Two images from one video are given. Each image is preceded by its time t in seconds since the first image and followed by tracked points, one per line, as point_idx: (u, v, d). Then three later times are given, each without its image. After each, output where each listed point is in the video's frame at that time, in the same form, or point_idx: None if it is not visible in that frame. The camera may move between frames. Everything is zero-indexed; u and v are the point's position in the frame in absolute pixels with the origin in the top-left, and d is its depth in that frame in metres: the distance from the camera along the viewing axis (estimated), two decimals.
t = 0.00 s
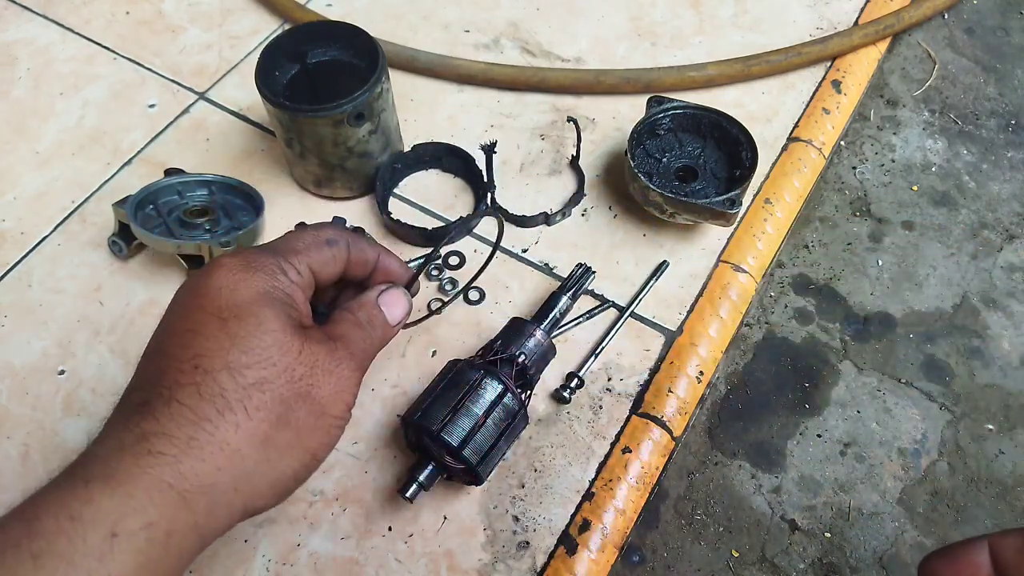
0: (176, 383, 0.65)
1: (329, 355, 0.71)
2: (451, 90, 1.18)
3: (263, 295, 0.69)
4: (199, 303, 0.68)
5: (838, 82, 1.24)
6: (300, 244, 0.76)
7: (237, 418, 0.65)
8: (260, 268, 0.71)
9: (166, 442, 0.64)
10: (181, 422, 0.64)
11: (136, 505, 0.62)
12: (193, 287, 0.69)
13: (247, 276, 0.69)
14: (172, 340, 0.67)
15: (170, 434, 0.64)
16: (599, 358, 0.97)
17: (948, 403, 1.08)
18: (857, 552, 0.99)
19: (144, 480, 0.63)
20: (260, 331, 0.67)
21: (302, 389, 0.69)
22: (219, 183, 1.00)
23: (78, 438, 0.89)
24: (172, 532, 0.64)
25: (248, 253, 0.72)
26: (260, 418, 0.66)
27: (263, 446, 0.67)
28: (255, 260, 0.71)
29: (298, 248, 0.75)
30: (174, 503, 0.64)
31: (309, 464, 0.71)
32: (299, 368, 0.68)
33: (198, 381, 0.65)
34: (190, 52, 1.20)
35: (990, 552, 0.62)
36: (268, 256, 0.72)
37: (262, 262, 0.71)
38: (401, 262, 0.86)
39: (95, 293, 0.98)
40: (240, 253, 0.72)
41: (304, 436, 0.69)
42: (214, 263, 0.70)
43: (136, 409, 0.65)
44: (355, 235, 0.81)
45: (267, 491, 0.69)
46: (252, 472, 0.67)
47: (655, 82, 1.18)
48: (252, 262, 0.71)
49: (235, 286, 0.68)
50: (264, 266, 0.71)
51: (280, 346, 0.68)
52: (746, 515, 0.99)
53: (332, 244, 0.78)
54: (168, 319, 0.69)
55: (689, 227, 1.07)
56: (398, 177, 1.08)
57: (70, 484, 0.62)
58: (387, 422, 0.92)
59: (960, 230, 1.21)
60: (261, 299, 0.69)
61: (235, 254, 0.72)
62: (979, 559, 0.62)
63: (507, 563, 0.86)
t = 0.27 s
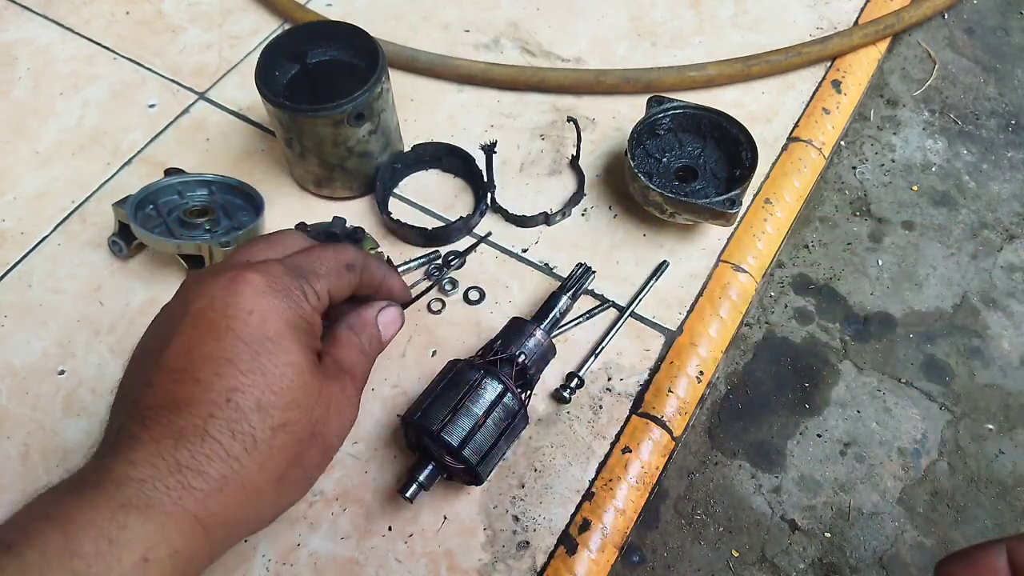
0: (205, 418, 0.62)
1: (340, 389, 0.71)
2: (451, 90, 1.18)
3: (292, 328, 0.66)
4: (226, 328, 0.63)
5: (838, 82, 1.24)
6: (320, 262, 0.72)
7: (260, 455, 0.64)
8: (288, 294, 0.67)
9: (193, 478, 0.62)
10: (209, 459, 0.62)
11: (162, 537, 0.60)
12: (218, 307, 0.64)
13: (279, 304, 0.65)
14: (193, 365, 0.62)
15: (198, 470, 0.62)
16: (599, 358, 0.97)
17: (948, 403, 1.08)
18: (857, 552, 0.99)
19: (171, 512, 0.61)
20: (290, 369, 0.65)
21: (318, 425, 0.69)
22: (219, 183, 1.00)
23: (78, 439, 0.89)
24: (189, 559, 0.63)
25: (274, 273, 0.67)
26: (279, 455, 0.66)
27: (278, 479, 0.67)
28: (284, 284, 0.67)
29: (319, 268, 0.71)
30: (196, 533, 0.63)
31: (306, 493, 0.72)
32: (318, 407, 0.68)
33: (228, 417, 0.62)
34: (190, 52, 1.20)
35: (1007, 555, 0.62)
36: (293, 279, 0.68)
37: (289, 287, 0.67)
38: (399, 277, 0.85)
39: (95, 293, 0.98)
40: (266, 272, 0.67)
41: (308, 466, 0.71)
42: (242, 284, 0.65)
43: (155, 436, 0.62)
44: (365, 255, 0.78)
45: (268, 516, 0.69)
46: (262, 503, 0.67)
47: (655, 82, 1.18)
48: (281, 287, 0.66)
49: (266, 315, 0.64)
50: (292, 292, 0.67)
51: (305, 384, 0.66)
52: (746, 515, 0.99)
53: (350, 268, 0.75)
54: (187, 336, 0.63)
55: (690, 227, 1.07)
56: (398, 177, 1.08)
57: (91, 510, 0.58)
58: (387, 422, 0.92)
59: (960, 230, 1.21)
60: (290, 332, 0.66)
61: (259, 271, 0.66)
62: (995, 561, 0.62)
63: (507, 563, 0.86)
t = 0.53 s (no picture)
0: (218, 472, 0.60)
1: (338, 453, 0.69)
2: (451, 90, 1.18)
3: (307, 391, 0.65)
4: (246, 385, 0.62)
5: (838, 82, 1.24)
6: (332, 324, 0.71)
7: (263, 514, 0.62)
8: (304, 357, 0.66)
9: (201, 531, 0.59)
10: (218, 512, 0.59)
11: None
12: (237, 363, 0.63)
13: (296, 367, 0.64)
14: (211, 418, 0.61)
15: (206, 523, 0.59)
16: (599, 358, 0.97)
17: (948, 403, 1.08)
18: (857, 552, 0.99)
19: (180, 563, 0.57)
20: (303, 432, 0.64)
21: (314, 485, 0.67)
22: (219, 183, 1.00)
23: (77, 438, 0.89)
24: None
25: (294, 335, 0.66)
26: (278, 516, 0.64)
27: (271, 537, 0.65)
28: (303, 347, 0.66)
29: (331, 331, 0.70)
30: None
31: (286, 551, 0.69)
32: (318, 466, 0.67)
33: (240, 473, 0.60)
34: (190, 52, 1.20)
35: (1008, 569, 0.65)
36: (309, 341, 0.67)
37: (306, 351, 0.66)
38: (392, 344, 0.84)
39: (95, 293, 0.98)
40: (284, 333, 0.66)
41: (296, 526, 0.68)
42: (264, 345, 0.64)
43: (163, 485, 0.58)
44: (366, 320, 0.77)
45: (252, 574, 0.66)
46: (253, 561, 0.64)
47: (655, 82, 1.18)
48: (299, 349, 0.66)
49: (285, 376, 0.63)
50: (307, 355, 0.66)
51: (314, 446, 0.65)
52: (746, 515, 0.99)
53: (355, 337, 0.73)
54: (204, 390, 0.62)
55: (690, 227, 1.07)
56: (398, 177, 1.08)
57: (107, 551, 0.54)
58: (387, 422, 0.92)
59: (960, 230, 1.21)
60: (306, 395, 0.65)
61: (278, 331, 0.65)
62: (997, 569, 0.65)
63: (507, 563, 0.86)
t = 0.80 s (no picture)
0: (228, 497, 0.59)
1: (374, 462, 0.65)
2: (451, 90, 1.18)
3: (315, 400, 0.63)
4: (252, 405, 0.62)
5: (838, 82, 1.24)
6: (338, 316, 0.69)
7: (282, 539, 0.60)
8: (308, 360, 0.64)
9: (217, 561, 0.57)
10: (231, 539, 0.58)
11: None
12: (244, 382, 0.62)
13: (302, 378, 0.63)
14: (222, 442, 0.61)
15: (220, 552, 0.57)
16: (599, 358, 0.97)
17: (948, 403, 1.08)
18: (857, 552, 0.99)
19: None
20: (313, 446, 0.62)
21: (343, 506, 0.64)
22: (219, 183, 1.00)
23: (77, 438, 0.89)
24: None
25: (296, 340, 0.65)
26: (302, 538, 0.62)
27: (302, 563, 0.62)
28: (305, 352, 0.65)
29: (337, 323, 0.68)
30: None
31: None
32: (341, 484, 0.63)
33: (249, 496, 0.59)
34: (190, 52, 1.20)
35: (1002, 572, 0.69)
36: (314, 341, 0.66)
37: (313, 356, 0.65)
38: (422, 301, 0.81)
39: (95, 293, 0.98)
40: (285, 341, 0.65)
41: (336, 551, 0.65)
42: (272, 362, 0.63)
43: (179, 516, 0.58)
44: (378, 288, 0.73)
45: None
46: None
47: (655, 82, 1.18)
48: (303, 356, 0.64)
49: (288, 387, 0.63)
50: (314, 360, 0.65)
51: (328, 461, 0.63)
52: (746, 515, 0.99)
53: (364, 309, 0.71)
54: (215, 414, 0.62)
55: (690, 227, 1.07)
56: (398, 177, 1.08)
57: None
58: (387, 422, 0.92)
59: (960, 230, 1.21)
60: (314, 404, 0.63)
61: (279, 342, 0.65)
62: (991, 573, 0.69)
63: (507, 563, 0.86)
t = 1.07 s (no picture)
0: (328, 517, 0.59)
1: (472, 504, 0.66)
2: (451, 90, 1.18)
3: (405, 428, 0.65)
4: (343, 430, 0.63)
5: (838, 82, 1.24)
6: (403, 345, 0.70)
7: (378, 564, 0.60)
8: (393, 389, 0.66)
9: None
10: (329, 560, 0.58)
11: None
12: (334, 408, 0.64)
13: (393, 404, 0.65)
14: (315, 466, 0.62)
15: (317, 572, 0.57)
16: (599, 358, 0.97)
17: (948, 403, 1.08)
18: (857, 552, 0.99)
19: None
20: (408, 473, 0.63)
21: (438, 541, 0.63)
22: (219, 183, 1.00)
23: (78, 439, 0.89)
24: None
25: (376, 366, 0.67)
26: (399, 566, 0.61)
27: None
28: (389, 379, 0.66)
29: (402, 349, 0.70)
30: None
31: None
32: (435, 521, 0.63)
33: (348, 517, 0.60)
34: (190, 52, 1.20)
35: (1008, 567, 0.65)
36: (392, 368, 0.68)
37: (398, 383, 0.67)
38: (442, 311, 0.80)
39: (95, 293, 0.98)
40: (366, 369, 0.66)
41: None
42: (364, 387, 0.65)
43: (276, 535, 0.58)
44: (427, 316, 0.76)
45: None
46: None
47: (655, 82, 1.18)
48: (389, 384, 0.66)
49: (376, 412, 0.64)
50: (399, 388, 0.66)
51: (425, 489, 0.64)
52: (746, 515, 0.99)
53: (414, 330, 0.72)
54: (306, 440, 0.63)
55: (690, 227, 1.07)
56: (398, 177, 1.08)
57: None
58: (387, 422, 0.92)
59: (961, 230, 1.21)
60: (403, 431, 0.65)
61: (360, 370, 0.66)
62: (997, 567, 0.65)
63: (507, 563, 0.86)
